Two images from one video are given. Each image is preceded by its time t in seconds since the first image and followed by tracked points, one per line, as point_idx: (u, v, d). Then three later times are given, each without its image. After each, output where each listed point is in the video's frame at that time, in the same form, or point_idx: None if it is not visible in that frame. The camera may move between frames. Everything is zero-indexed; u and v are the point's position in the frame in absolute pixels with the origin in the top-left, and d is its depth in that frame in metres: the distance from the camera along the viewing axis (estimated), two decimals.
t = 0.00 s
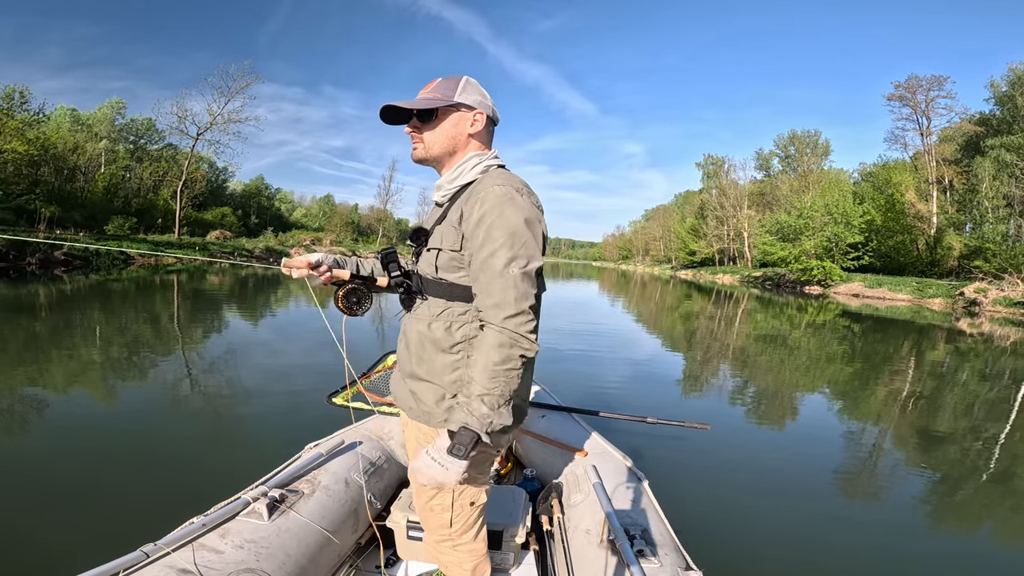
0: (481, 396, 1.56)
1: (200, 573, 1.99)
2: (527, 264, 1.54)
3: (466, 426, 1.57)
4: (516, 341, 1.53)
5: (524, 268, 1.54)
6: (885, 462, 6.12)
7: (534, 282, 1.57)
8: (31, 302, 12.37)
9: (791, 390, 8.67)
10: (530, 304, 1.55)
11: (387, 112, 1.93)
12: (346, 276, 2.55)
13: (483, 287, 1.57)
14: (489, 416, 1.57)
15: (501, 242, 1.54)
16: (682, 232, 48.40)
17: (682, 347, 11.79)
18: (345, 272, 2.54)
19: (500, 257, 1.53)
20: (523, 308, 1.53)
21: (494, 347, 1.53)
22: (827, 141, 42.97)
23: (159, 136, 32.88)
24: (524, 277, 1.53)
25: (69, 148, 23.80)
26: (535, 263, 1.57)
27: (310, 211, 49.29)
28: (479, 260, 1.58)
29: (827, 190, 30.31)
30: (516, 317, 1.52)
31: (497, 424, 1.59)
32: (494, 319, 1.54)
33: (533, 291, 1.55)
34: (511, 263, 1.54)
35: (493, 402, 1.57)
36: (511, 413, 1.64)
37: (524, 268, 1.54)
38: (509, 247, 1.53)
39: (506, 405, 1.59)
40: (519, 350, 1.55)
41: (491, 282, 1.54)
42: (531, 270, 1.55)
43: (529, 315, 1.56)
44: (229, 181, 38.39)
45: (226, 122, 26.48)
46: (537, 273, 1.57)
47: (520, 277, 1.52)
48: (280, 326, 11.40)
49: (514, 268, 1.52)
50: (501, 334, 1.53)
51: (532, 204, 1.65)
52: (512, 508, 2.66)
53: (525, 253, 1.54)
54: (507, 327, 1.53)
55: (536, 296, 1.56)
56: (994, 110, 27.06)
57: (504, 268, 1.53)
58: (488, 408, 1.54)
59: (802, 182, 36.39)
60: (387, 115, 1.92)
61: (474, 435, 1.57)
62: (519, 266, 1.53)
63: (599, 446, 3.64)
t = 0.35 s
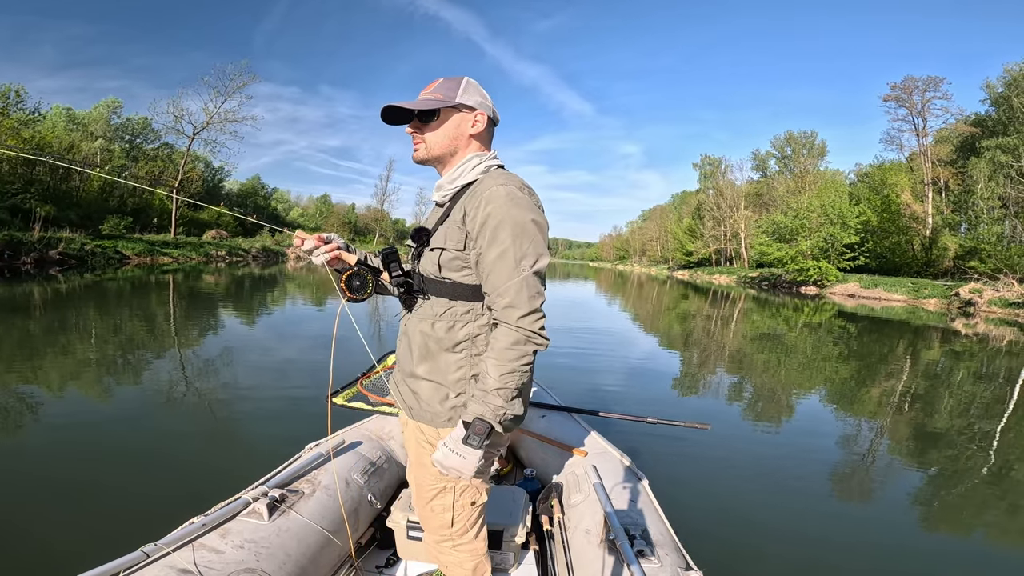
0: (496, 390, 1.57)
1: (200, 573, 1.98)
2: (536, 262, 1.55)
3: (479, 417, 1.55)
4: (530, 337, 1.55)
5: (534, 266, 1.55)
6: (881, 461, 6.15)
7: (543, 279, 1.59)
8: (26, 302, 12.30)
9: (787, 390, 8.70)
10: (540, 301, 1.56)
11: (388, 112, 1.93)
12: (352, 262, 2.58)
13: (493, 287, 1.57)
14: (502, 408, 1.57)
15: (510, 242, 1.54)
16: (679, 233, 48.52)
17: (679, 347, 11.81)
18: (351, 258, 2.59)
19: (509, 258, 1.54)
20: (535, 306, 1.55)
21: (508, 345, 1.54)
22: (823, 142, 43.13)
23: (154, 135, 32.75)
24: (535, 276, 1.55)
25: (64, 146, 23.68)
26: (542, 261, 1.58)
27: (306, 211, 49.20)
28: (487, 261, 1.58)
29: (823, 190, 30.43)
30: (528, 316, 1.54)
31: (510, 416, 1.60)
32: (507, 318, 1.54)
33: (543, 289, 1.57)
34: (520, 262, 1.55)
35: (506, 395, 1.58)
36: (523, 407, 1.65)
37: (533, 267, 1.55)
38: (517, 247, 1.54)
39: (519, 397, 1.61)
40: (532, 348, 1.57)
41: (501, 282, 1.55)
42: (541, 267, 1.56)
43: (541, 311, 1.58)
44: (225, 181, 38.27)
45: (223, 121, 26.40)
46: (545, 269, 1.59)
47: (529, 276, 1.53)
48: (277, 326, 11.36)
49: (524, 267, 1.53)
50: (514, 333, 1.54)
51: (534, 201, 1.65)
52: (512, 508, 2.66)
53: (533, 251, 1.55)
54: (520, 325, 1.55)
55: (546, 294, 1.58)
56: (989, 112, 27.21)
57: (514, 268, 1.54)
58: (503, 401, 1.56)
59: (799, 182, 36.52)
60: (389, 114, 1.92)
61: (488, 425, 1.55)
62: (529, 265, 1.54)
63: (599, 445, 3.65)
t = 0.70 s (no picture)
0: (451, 380, 1.58)
1: (200, 573, 1.98)
2: (512, 256, 1.54)
3: (429, 402, 1.62)
4: (499, 330, 1.54)
5: (511, 260, 1.53)
6: (880, 460, 6.16)
7: (523, 275, 1.57)
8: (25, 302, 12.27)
9: (787, 390, 8.70)
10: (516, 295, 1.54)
11: (386, 115, 1.94)
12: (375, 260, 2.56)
13: (470, 280, 1.58)
14: (455, 401, 1.58)
15: (489, 235, 1.55)
16: (679, 233, 48.54)
17: (679, 347, 11.83)
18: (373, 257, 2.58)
19: (487, 250, 1.54)
20: (508, 300, 1.53)
21: (476, 336, 1.53)
22: (822, 142, 43.18)
23: (153, 135, 32.72)
24: (511, 270, 1.53)
25: (63, 147, 23.66)
26: (522, 257, 1.57)
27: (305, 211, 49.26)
28: (467, 253, 1.59)
29: (822, 190, 30.46)
30: (500, 308, 1.53)
31: (464, 411, 1.59)
32: (478, 309, 1.54)
33: (519, 284, 1.55)
34: (499, 255, 1.54)
35: (464, 387, 1.57)
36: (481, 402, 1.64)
37: (510, 261, 1.54)
38: (495, 240, 1.54)
39: (479, 391, 1.60)
40: (500, 342, 1.55)
41: (478, 274, 1.55)
42: (517, 263, 1.55)
43: (517, 307, 1.56)
44: (224, 181, 38.25)
45: (222, 121, 26.39)
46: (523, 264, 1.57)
47: (504, 269, 1.52)
48: (276, 326, 11.35)
49: (498, 260, 1.53)
50: (483, 324, 1.54)
51: (523, 198, 1.65)
52: (512, 508, 2.66)
53: (512, 245, 1.54)
54: (491, 316, 1.54)
55: (522, 290, 1.56)
56: (987, 111, 27.24)
57: (490, 260, 1.53)
58: (456, 392, 1.56)
59: (798, 182, 36.54)
60: (387, 117, 1.93)
61: (436, 413, 1.61)
62: (505, 258, 1.53)
63: (598, 444, 3.65)
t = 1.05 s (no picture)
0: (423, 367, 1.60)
1: (200, 573, 1.98)
2: (495, 251, 1.53)
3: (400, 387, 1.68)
4: (475, 325, 1.53)
5: (495, 255, 1.53)
6: (880, 460, 6.17)
7: (507, 272, 1.55)
8: (25, 302, 12.27)
9: (787, 390, 8.69)
10: (498, 291, 1.53)
11: (385, 116, 1.94)
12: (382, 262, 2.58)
13: (455, 273, 1.58)
14: (423, 386, 1.63)
15: (475, 229, 1.56)
16: (679, 233, 48.51)
17: (679, 347, 11.83)
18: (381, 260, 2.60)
19: (471, 245, 1.55)
20: (487, 295, 1.52)
21: (452, 326, 1.55)
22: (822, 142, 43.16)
23: (153, 135, 32.71)
24: (494, 265, 1.52)
25: (64, 146, 23.68)
26: (508, 254, 1.55)
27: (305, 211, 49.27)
28: (455, 247, 1.60)
29: (823, 190, 30.43)
30: (478, 302, 1.52)
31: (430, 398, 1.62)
32: (458, 300, 1.54)
33: (502, 279, 1.54)
34: (483, 250, 1.54)
35: (435, 375, 1.59)
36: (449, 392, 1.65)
37: (494, 256, 1.53)
38: (481, 235, 1.54)
39: (445, 382, 1.62)
40: (474, 336, 1.54)
41: (461, 268, 1.55)
42: (502, 259, 1.53)
43: (498, 303, 1.54)
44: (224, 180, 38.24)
45: (222, 121, 26.40)
46: (509, 259, 1.55)
47: (487, 264, 1.52)
48: (276, 325, 11.34)
49: (482, 255, 1.53)
50: (460, 315, 1.54)
51: (517, 197, 1.65)
52: (512, 508, 2.66)
53: (496, 240, 1.54)
54: (469, 310, 1.54)
55: (503, 286, 1.54)
56: (988, 111, 27.23)
57: (474, 254, 1.53)
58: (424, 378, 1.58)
59: (799, 182, 36.52)
60: (386, 119, 1.93)
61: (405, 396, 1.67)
62: (488, 253, 1.53)
63: (597, 444, 3.65)
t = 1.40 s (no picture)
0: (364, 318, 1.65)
1: (200, 573, 1.97)
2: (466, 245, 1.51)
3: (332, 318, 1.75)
4: (419, 307, 1.53)
5: (465, 249, 1.51)
6: (884, 461, 6.14)
7: (475, 271, 1.52)
8: (29, 302, 12.32)
9: (789, 390, 8.66)
10: (456, 285, 1.50)
11: (386, 118, 1.94)
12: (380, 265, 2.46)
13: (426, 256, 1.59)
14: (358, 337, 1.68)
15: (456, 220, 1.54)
16: (681, 232, 48.44)
17: (681, 347, 11.81)
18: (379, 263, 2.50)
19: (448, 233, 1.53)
20: (441, 288, 1.49)
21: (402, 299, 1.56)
22: (825, 141, 43.04)
23: (156, 135, 32.84)
24: (460, 259, 1.50)
25: (67, 147, 23.78)
26: (481, 255, 1.52)
27: (308, 211, 49.28)
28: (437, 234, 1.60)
29: (826, 190, 30.34)
30: (430, 288, 1.50)
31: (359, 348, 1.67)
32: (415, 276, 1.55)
33: (468, 276, 1.51)
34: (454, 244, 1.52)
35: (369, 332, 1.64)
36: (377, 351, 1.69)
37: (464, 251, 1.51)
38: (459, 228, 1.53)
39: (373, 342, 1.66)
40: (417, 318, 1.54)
41: (430, 253, 1.55)
42: (472, 256, 1.50)
43: (452, 298, 1.51)
44: (227, 181, 38.34)
45: (225, 121, 26.46)
46: (477, 261, 1.52)
47: (455, 256, 1.49)
48: (278, 325, 11.36)
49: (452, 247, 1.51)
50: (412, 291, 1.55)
51: (512, 201, 1.61)
52: (512, 508, 2.65)
53: (471, 236, 1.52)
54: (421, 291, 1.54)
55: (466, 282, 1.51)
56: (992, 110, 27.12)
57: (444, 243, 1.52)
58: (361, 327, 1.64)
59: (802, 181, 36.41)
60: (387, 120, 1.92)
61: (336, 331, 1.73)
62: (459, 246, 1.51)
63: (597, 444, 3.64)
